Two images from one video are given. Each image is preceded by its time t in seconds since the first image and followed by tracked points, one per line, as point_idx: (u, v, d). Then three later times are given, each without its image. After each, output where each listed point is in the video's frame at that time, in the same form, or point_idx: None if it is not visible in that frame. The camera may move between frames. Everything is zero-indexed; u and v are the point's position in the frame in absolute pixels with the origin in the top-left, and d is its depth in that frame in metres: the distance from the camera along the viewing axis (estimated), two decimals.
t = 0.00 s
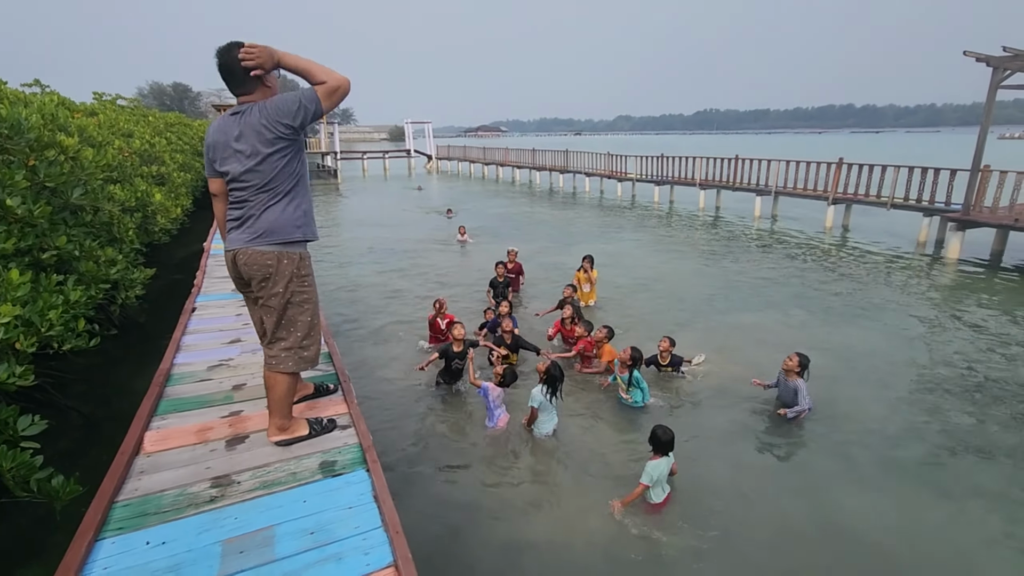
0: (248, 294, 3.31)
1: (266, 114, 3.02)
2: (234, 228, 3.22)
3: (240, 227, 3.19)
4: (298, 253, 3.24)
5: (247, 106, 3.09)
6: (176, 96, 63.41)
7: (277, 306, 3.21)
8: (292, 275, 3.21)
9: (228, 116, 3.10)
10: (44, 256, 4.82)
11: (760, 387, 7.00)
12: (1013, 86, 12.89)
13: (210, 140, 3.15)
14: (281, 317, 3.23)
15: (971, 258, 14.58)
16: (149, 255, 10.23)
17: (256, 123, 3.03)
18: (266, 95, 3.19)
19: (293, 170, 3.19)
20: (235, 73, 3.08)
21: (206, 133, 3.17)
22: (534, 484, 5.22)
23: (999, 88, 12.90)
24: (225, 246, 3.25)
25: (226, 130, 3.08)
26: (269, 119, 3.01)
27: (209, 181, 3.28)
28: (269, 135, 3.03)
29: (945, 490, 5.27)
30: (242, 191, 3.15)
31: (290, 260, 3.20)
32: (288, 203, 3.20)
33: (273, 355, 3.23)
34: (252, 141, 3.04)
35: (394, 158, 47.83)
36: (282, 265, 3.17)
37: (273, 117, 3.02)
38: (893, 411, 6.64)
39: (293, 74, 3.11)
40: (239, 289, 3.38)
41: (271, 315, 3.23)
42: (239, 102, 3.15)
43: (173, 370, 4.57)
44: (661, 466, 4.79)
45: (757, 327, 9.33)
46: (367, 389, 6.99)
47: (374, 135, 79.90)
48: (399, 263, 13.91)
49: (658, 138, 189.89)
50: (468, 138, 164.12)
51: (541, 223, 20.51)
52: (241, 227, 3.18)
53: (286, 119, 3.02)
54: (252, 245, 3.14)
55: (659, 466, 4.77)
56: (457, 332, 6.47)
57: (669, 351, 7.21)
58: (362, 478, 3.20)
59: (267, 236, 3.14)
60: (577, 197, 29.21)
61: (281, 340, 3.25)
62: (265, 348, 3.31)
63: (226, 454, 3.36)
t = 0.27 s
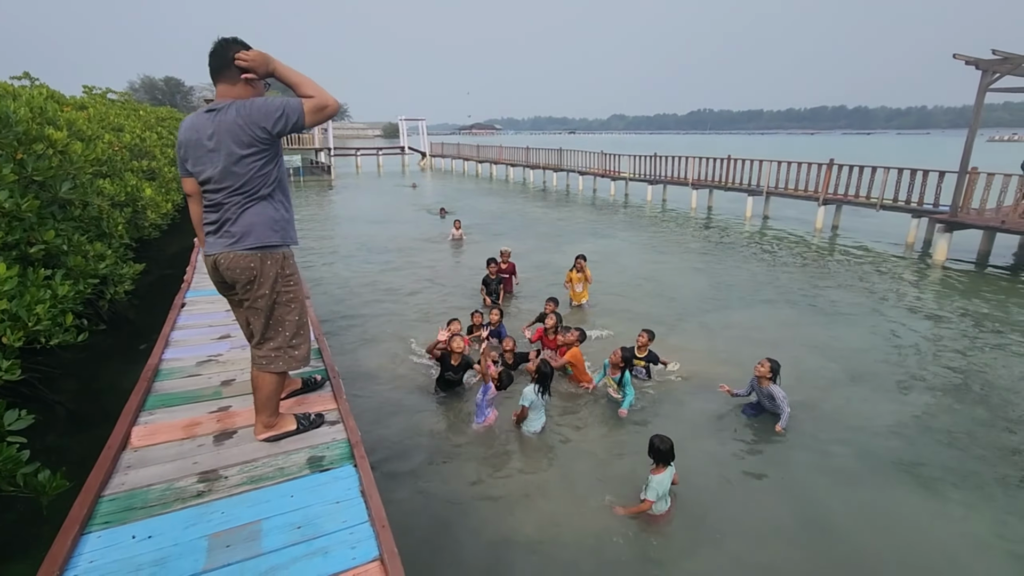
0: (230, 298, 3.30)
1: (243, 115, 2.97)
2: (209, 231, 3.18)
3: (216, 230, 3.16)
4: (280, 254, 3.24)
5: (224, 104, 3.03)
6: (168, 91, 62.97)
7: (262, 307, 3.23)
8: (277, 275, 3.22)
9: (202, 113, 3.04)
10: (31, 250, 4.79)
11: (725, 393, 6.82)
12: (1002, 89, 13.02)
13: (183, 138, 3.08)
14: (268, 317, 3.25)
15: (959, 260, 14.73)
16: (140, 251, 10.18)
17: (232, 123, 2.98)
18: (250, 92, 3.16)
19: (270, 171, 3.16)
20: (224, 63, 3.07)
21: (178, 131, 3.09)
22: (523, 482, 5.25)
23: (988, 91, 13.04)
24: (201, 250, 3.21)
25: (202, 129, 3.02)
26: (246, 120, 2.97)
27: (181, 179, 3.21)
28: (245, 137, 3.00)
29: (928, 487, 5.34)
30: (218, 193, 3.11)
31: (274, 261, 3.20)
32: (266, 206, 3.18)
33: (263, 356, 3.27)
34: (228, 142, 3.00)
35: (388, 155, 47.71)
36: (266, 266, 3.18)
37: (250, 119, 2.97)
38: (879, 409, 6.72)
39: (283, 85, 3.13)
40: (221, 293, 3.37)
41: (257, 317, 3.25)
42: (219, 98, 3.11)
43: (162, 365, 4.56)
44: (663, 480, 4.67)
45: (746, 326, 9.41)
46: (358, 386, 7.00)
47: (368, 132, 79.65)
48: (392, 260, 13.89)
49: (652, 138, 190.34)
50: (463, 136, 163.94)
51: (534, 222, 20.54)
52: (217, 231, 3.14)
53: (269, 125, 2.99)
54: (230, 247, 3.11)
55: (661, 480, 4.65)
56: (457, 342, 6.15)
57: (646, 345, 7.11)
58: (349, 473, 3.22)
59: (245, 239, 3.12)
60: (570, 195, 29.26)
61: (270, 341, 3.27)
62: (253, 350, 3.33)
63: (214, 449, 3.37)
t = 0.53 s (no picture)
0: (216, 292, 3.32)
1: (229, 111, 2.99)
2: (191, 225, 3.18)
3: (198, 224, 3.16)
4: (264, 249, 3.25)
5: (211, 98, 3.05)
6: (162, 84, 62.53)
7: (248, 302, 3.24)
8: (262, 270, 3.24)
9: (188, 106, 3.05)
10: (22, 242, 4.78)
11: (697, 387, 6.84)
12: (993, 89, 13.13)
13: (167, 130, 3.08)
14: (255, 312, 3.28)
15: (949, 258, 14.86)
16: (131, 244, 10.14)
17: (219, 118, 3.00)
18: (240, 87, 3.18)
19: (255, 167, 3.18)
20: (217, 57, 3.10)
21: (162, 122, 3.09)
22: (514, 475, 5.29)
23: (978, 91, 13.15)
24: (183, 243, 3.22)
25: (187, 122, 3.03)
26: (233, 116, 2.99)
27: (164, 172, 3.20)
28: (232, 132, 3.01)
29: (912, 480, 5.41)
30: (201, 187, 3.11)
31: (258, 256, 3.22)
32: (249, 202, 3.19)
33: (251, 350, 3.29)
34: (213, 136, 3.01)
35: (383, 150, 47.59)
36: (250, 261, 3.19)
37: (237, 115, 2.99)
38: (866, 404, 6.79)
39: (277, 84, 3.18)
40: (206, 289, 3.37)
41: (244, 312, 3.27)
42: (207, 91, 3.12)
43: (153, 358, 4.57)
44: (663, 479, 4.59)
45: (738, 322, 9.47)
46: (351, 380, 7.02)
47: (363, 127, 79.39)
48: (385, 255, 13.89)
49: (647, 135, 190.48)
50: (458, 132, 163.51)
51: (529, 218, 20.56)
52: (200, 225, 3.15)
53: (256, 122, 3.01)
54: (212, 241, 3.12)
55: (661, 478, 4.57)
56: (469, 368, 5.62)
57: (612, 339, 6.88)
58: (339, 464, 3.25)
59: (228, 233, 3.13)
60: (565, 192, 29.29)
61: (258, 336, 3.30)
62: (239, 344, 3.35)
63: (205, 440, 3.39)
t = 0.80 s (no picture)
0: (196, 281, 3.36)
1: (200, 101, 3.01)
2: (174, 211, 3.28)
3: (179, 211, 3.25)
4: (239, 238, 3.26)
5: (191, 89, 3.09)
6: (154, 77, 61.99)
7: (224, 290, 3.25)
8: (237, 258, 3.26)
9: (172, 97, 3.13)
10: (11, 235, 4.73)
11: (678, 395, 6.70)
12: (985, 86, 13.19)
13: (158, 119, 3.20)
14: (232, 300, 3.28)
15: (940, 254, 14.95)
16: (123, 238, 10.07)
17: (191, 108, 3.03)
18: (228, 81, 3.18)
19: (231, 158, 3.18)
20: (207, 51, 3.14)
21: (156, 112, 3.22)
22: (508, 469, 5.30)
23: (970, 88, 13.20)
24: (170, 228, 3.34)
25: (169, 112, 3.10)
26: (203, 107, 3.00)
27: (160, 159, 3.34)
28: (202, 122, 3.03)
29: (903, 474, 5.46)
30: (180, 175, 3.18)
31: (232, 244, 3.23)
32: (224, 191, 3.20)
33: (231, 338, 3.27)
34: (186, 126, 3.05)
35: (378, 145, 47.39)
36: (224, 249, 3.21)
37: (207, 105, 3.00)
38: (857, 399, 6.84)
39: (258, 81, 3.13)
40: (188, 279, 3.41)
41: (221, 300, 3.27)
42: (195, 83, 3.17)
43: (145, 352, 4.54)
44: (669, 477, 4.61)
45: (731, 317, 9.51)
46: (345, 375, 7.01)
47: (358, 121, 79.01)
48: (380, 250, 13.84)
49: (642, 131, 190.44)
50: (453, 127, 162.92)
51: (523, 213, 20.53)
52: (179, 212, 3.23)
53: (224, 113, 2.99)
54: (187, 228, 3.17)
55: (669, 475, 4.59)
56: (474, 429, 5.32)
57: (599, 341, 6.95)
58: (332, 457, 3.25)
59: (200, 222, 3.16)
60: (560, 187, 29.27)
61: (237, 324, 3.28)
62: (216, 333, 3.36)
63: (197, 434, 3.38)
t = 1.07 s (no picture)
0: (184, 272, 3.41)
1: (174, 97, 3.03)
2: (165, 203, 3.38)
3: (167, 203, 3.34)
4: (221, 228, 3.25)
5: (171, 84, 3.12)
6: (143, 71, 61.37)
7: (208, 280, 3.27)
8: (219, 248, 3.25)
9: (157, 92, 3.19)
10: None
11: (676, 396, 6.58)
12: (976, 80, 13.25)
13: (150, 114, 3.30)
14: (217, 290, 3.27)
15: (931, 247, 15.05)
16: (113, 234, 9.98)
17: (167, 104, 3.06)
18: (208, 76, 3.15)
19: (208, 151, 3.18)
20: (189, 46, 3.14)
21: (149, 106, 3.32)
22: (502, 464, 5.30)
23: (961, 82, 13.27)
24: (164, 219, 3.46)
25: (153, 107, 3.17)
26: (176, 102, 3.02)
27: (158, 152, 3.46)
28: (177, 118, 3.05)
29: (894, 466, 5.50)
30: (166, 169, 3.26)
31: (214, 234, 3.24)
32: (203, 185, 3.22)
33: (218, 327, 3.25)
34: (164, 121, 3.10)
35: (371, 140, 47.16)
36: (205, 239, 3.23)
37: (180, 101, 3.01)
38: (849, 392, 6.88)
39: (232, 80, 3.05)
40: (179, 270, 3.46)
41: (206, 290, 3.28)
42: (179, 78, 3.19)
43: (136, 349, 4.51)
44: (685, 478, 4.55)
45: (724, 311, 9.54)
46: (338, 371, 6.98)
47: (350, 116, 78.59)
48: (373, 245, 13.79)
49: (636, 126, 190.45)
50: (446, 121, 162.34)
51: (517, 208, 20.50)
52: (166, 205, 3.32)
53: (192, 109, 2.98)
54: (169, 219, 3.24)
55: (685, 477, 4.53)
56: (470, 461, 5.06)
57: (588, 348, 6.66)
58: (324, 453, 3.23)
59: (181, 215, 3.21)
60: (554, 182, 29.24)
61: (224, 314, 3.26)
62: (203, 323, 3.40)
63: (188, 431, 3.36)
